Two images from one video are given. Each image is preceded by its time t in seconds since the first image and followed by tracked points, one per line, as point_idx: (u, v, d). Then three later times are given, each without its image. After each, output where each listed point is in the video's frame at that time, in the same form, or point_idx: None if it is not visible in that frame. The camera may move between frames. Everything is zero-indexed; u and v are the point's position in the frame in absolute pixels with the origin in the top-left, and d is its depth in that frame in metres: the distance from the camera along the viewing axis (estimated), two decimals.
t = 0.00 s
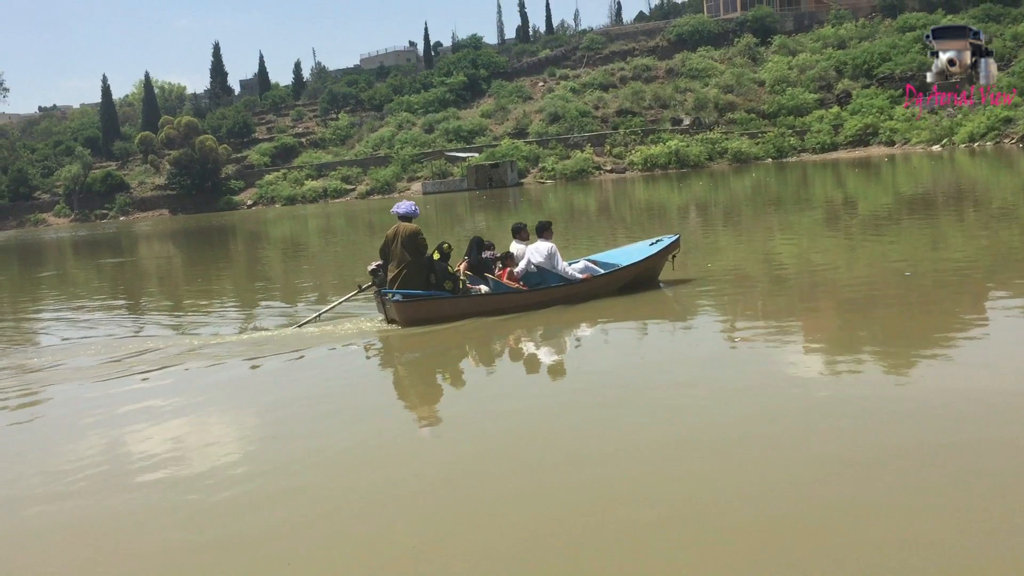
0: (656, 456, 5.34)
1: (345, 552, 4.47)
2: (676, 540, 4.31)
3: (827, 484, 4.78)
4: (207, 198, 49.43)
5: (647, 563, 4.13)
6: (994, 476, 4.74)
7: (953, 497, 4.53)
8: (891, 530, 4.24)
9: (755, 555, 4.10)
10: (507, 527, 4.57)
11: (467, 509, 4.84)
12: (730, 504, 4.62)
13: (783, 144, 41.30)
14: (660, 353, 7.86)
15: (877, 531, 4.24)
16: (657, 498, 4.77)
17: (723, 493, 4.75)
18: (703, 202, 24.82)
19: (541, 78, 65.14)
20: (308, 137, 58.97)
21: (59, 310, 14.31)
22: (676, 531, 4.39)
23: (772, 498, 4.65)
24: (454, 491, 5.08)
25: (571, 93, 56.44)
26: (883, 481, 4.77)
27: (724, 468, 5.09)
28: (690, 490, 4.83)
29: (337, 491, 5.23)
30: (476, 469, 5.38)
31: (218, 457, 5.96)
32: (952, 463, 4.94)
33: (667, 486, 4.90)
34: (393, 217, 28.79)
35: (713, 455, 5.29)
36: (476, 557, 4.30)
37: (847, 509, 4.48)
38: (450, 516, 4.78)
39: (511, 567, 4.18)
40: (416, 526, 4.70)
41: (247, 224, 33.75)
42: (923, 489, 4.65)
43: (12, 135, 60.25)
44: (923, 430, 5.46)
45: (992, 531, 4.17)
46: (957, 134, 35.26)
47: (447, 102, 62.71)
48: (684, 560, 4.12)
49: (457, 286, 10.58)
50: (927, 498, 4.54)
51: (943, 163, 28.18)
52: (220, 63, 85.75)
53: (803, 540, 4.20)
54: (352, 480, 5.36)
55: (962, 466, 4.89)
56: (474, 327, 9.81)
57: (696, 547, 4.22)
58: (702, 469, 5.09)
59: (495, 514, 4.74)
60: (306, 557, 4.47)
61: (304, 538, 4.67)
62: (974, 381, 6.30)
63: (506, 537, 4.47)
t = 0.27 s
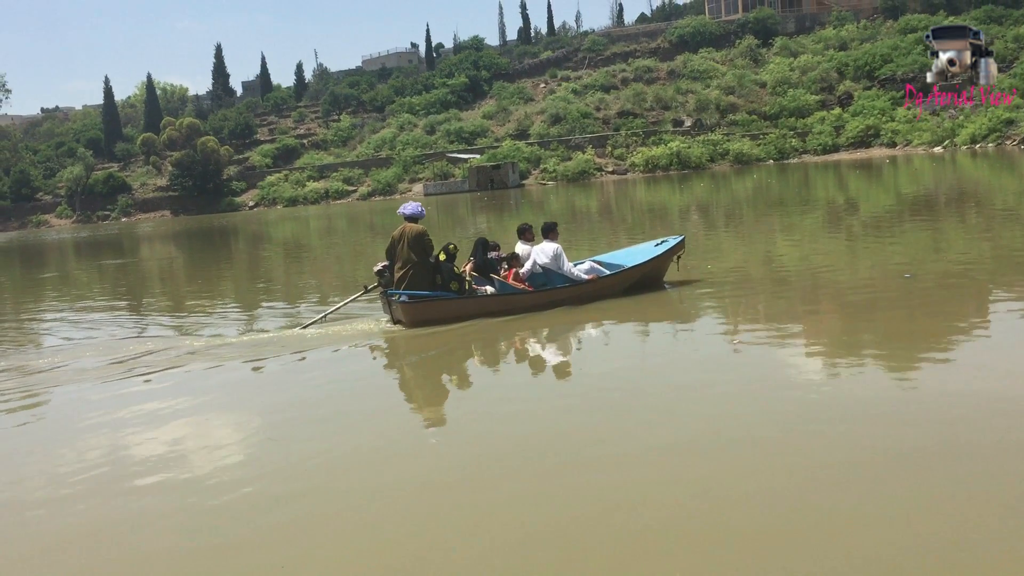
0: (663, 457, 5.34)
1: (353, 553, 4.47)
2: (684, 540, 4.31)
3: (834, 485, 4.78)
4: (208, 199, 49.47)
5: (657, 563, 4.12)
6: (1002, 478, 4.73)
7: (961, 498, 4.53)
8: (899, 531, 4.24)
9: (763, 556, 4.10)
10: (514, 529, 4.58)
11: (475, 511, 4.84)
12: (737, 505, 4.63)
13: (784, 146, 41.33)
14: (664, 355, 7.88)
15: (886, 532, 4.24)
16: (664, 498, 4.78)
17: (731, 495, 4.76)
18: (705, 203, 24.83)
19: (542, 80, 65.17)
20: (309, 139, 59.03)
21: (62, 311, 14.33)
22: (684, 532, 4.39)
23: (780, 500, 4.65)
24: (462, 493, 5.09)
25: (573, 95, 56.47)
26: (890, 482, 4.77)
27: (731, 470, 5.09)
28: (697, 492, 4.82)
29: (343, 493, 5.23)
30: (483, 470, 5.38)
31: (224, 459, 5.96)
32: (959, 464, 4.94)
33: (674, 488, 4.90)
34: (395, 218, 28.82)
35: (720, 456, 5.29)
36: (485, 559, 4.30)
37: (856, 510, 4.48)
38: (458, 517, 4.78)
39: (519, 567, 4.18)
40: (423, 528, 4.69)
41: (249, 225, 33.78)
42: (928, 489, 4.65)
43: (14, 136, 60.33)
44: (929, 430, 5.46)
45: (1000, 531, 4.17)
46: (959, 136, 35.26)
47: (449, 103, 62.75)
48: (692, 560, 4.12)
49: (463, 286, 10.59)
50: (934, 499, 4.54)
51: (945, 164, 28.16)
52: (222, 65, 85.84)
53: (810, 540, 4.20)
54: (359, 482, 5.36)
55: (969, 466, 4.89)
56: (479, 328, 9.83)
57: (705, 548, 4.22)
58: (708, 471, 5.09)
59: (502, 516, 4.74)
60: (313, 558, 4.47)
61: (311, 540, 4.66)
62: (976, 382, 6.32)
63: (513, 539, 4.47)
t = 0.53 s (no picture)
0: (669, 458, 5.34)
1: (360, 553, 4.48)
2: (690, 539, 4.33)
3: (839, 485, 4.79)
4: (209, 200, 49.47)
5: (664, 563, 4.13)
6: (1009, 477, 4.74)
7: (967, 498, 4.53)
8: (905, 531, 4.25)
9: (772, 556, 4.11)
10: (520, 529, 4.59)
11: (483, 510, 4.85)
12: (743, 505, 4.64)
13: (785, 147, 41.35)
14: (667, 356, 7.89)
15: (893, 530, 4.24)
16: (670, 499, 4.78)
17: (737, 496, 4.76)
18: (705, 205, 24.81)
19: (543, 81, 65.15)
20: (310, 140, 59.04)
21: (63, 312, 14.32)
22: (693, 531, 4.40)
23: (788, 499, 4.65)
24: (469, 493, 5.09)
25: (574, 96, 56.48)
26: (897, 482, 4.77)
27: (737, 470, 5.10)
28: (703, 492, 4.84)
29: (349, 494, 5.23)
30: (489, 470, 5.40)
31: (228, 460, 5.97)
32: (966, 463, 4.95)
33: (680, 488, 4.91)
34: (395, 220, 28.82)
35: (725, 457, 5.29)
36: (493, 559, 4.30)
37: (863, 509, 4.48)
38: (464, 516, 4.79)
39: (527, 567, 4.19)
40: (430, 528, 4.69)
41: (249, 226, 33.77)
42: (933, 488, 4.67)
43: (15, 136, 60.34)
44: (933, 430, 5.47)
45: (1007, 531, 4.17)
46: (960, 137, 35.27)
47: (450, 104, 62.75)
48: (701, 560, 4.12)
49: (468, 287, 10.57)
50: (942, 498, 4.54)
51: (946, 166, 28.13)
52: (222, 66, 85.83)
53: (817, 541, 4.21)
54: (366, 483, 5.37)
55: (975, 467, 4.89)
56: (482, 328, 9.83)
57: (712, 548, 4.22)
58: (715, 472, 5.09)
59: (509, 516, 4.75)
60: (320, 558, 4.48)
61: (318, 540, 4.67)
62: (976, 383, 6.33)
63: (520, 539, 4.48)
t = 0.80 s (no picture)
0: (673, 458, 5.35)
1: (366, 552, 4.49)
2: (695, 538, 4.33)
3: (844, 484, 4.80)
4: (209, 200, 49.46)
5: (669, 562, 4.14)
6: (1012, 477, 4.75)
7: (970, 496, 4.55)
8: (911, 529, 4.25)
9: (777, 553, 4.11)
10: (526, 527, 4.59)
11: (486, 510, 4.86)
12: (748, 504, 4.65)
13: (785, 148, 41.34)
14: (670, 357, 7.89)
15: (897, 530, 4.25)
16: (675, 498, 4.79)
17: (742, 494, 4.77)
18: (705, 205, 24.81)
19: (543, 81, 65.18)
20: (310, 140, 59.02)
21: (63, 313, 14.30)
22: (698, 530, 4.40)
23: (793, 499, 4.66)
24: (472, 492, 5.10)
25: (573, 96, 56.49)
26: (901, 482, 4.77)
27: (741, 469, 5.10)
28: (707, 491, 4.84)
29: (354, 493, 5.24)
30: (493, 469, 5.41)
31: (232, 460, 5.98)
32: (969, 463, 4.96)
33: (684, 487, 4.91)
34: (395, 220, 28.81)
35: (728, 456, 5.31)
36: (499, 558, 4.31)
37: (867, 508, 4.49)
38: (469, 515, 4.80)
39: (533, 566, 4.20)
40: (435, 528, 4.70)
41: (249, 227, 33.73)
42: (936, 487, 4.69)
43: (15, 136, 60.33)
44: (936, 430, 5.48)
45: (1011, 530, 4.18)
46: (960, 138, 35.28)
47: (450, 105, 62.73)
48: (706, 559, 4.13)
49: (473, 287, 10.57)
50: (945, 497, 4.56)
51: (946, 166, 28.14)
52: (222, 66, 85.80)
53: (821, 539, 4.22)
54: (370, 482, 5.38)
55: (977, 466, 4.91)
56: (485, 329, 9.82)
57: (719, 547, 4.22)
58: (720, 471, 5.10)
59: (513, 514, 4.76)
60: (326, 557, 4.49)
61: (323, 539, 4.68)
62: (976, 382, 6.35)
63: (524, 537, 4.49)
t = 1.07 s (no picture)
0: (676, 457, 5.36)
1: (371, 550, 4.50)
2: (698, 536, 4.35)
3: (846, 483, 4.81)
4: (208, 200, 49.44)
5: (674, 560, 4.15)
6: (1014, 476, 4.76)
7: (972, 495, 4.57)
8: (914, 528, 4.26)
9: (780, 552, 4.13)
10: (529, 527, 4.60)
11: (490, 508, 4.86)
12: (751, 503, 4.66)
13: (784, 148, 41.39)
14: (671, 357, 7.90)
15: (900, 528, 4.27)
16: (677, 497, 4.80)
17: (746, 493, 4.78)
18: (704, 205, 24.83)
19: (542, 81, 65.20)
20: (308, 140, 58.98)
21: (62, 311, 14.31)
22: (702, 529, 4.42)
23: (797, 498, 4.67)
24: (475, 491, 5.12)
25: (572, 96, 56.51)
26: (903, 481, 4.79)
27: (744, 468, 5.12)
28: (710, 490, 4.86)
29: (357, 492, 5.24)
30: (496, 468, 5.42)
31: (235, 460, 5.98)
32: (971, 461, 4.97)
33: (687, 487, 4.92)
34: (394, 220, 28.80)
35: (730, 456, 5.32)
36: (502, 557, 4.32)
37: (870, 507, 4.51)
38: (473, 514, 4.82)
39: (532, 564, 4.22)
40: (438, 527, 4.71)
41: (248, 226, 33.73)
42: (938, 486, 4.70)
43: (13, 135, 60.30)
44: (937, 429, 5.50)
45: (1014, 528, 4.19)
46: (959, 138, 35.33)
47: (448, 105, 62.69)
48: (710, 557, 4.15)
49: (476, 286, 10.58)
50: (947, 496, 4.57)
51: (944, 167, 28.19)
52: (221, 66, 85.74)
53: (825, 538, 4.23)
54: (374, 482, 5.39)
55: (980, 464, 4.92)
56: (487, 328, 9.84)
57: (723, 546, 4.23)
58: (723, 470, 5.11)
59: (517, 513, 4.77)
60: (330, 555, 4.50)
61: (327, 537, 4.69)
62: (975, 382, 6.37)
63: (528, 536, 4.50)
